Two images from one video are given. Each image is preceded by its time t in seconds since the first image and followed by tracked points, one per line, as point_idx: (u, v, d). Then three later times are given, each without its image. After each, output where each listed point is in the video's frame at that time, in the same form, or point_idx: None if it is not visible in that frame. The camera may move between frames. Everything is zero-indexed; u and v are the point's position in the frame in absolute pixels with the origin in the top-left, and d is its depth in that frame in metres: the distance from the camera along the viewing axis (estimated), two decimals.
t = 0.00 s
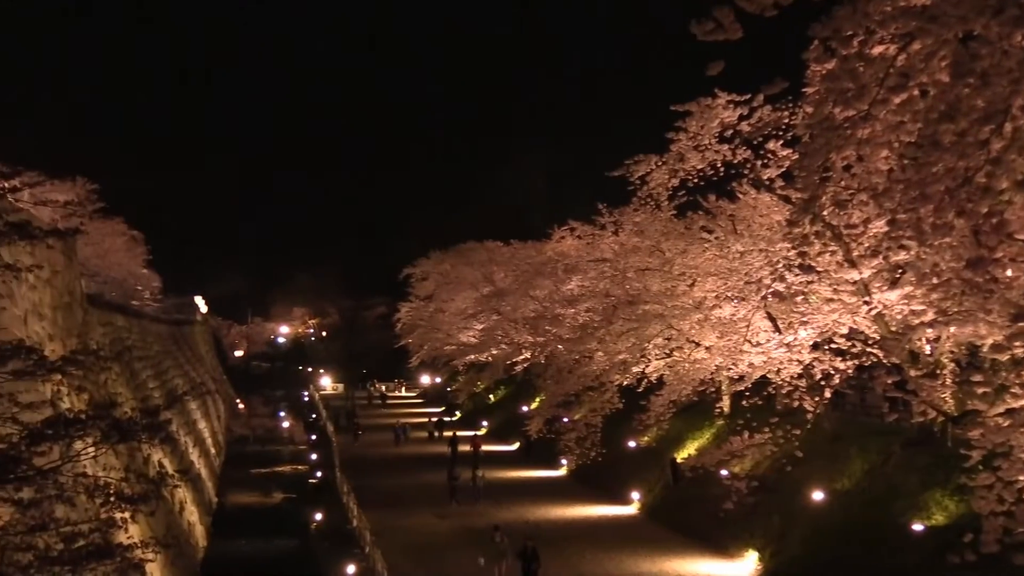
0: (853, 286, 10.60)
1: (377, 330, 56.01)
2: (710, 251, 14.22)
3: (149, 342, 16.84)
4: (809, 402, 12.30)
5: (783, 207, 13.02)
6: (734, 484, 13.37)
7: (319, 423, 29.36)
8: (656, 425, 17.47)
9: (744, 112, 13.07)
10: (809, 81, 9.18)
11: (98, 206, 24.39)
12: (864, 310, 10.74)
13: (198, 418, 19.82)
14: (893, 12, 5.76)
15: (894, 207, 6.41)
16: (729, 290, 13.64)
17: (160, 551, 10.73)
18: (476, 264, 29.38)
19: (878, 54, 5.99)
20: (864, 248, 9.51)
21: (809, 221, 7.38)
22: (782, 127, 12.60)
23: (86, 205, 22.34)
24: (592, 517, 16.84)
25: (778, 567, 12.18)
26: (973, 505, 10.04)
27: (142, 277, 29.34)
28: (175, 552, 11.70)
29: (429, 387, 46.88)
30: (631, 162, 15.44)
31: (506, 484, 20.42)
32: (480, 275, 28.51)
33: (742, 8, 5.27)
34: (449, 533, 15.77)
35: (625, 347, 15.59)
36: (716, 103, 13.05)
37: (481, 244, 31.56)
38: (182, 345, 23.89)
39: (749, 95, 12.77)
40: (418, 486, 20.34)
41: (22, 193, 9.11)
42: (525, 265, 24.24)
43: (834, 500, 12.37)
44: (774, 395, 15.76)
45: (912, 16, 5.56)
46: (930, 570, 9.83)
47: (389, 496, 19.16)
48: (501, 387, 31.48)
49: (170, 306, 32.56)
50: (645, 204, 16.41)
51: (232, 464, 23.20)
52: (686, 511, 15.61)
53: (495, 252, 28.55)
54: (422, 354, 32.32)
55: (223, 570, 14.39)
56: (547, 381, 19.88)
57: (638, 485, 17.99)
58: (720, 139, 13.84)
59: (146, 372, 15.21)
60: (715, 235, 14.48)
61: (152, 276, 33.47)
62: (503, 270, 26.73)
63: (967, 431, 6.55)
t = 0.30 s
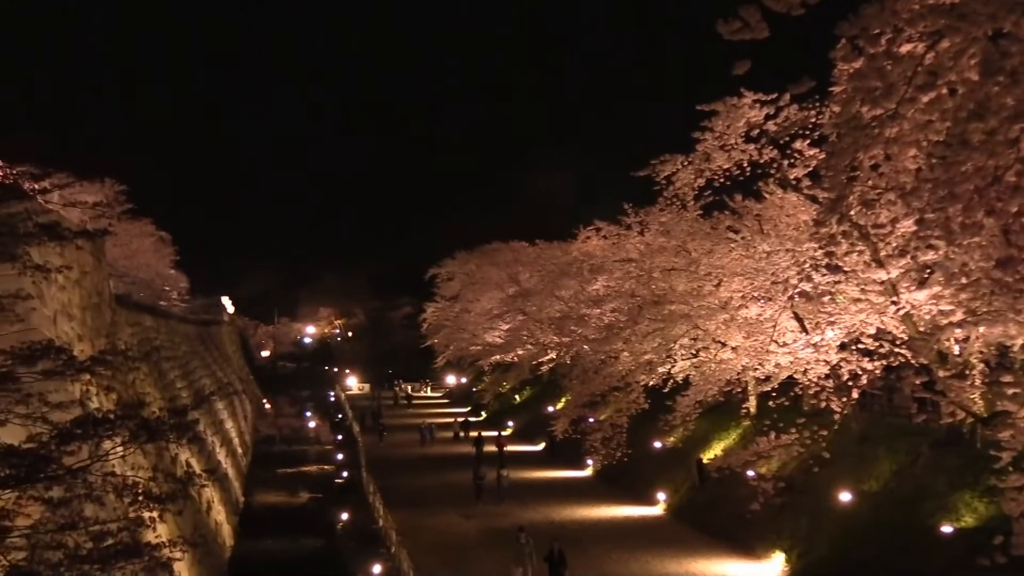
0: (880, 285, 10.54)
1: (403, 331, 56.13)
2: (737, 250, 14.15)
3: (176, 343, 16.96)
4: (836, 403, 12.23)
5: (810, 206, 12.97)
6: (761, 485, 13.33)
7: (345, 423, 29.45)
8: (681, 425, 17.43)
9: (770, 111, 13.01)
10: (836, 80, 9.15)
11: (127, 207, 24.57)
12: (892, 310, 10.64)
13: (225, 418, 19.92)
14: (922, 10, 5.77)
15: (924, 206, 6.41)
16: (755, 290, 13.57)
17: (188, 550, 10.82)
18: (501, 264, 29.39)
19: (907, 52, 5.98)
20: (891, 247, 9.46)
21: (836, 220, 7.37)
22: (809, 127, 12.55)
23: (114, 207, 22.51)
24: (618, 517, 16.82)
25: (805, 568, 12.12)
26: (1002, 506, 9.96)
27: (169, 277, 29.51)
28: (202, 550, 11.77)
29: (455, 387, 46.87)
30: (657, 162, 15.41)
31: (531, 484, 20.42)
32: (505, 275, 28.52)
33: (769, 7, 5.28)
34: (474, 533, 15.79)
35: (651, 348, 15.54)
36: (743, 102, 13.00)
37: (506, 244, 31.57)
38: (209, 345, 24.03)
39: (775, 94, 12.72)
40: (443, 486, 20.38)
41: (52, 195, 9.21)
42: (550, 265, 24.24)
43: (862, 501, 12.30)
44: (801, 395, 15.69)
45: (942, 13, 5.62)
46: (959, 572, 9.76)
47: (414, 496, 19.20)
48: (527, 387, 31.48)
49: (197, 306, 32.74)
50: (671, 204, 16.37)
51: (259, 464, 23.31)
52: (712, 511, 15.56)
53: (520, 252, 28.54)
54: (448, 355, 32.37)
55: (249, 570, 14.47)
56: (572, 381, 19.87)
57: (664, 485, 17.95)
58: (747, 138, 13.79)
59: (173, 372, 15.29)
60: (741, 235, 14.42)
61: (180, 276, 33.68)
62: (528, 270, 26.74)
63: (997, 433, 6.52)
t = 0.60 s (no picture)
0: (911, 285, 10.48)
1: (432, 331, 56.22)
2: (766, 250, 14.07)
3: (206, 342, 17.04)
4: (866, 403, 12.15)
5: (839, 205, 12.90)
6: (791, 486, 13.27)
7: (374, 423, 29.51)
8: (710, 425, 17.37)
9: (800, 110, 12.95)
10: (865, 79, 9.11)
11: (157, 208, 24.73)
12: (923, 310, 10.57)
13: (254, 417, 20.03)
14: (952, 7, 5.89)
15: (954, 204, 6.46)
16: (784, 289, 13.50)
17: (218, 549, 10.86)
18: (529, 264, 29.37)
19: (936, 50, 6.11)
20: (922, 246, 9.38)
21: (865, 220, 7.38)
22: (839, 126, 12.49)
23: (145, 208, 22.65)
24: (646, 518, 16.78)
25: (835, 569, 12.05)
26: None
27: (199, 277, 29.66)
28: (231, 548, 11.85)
29: (483, 386, 46.86)
30: (685, 162, 15.36)
31: (559, 484, 20.39)
32: (534, 275, 28.50)
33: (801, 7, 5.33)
34: (502, 533, 15.79)
35: (680, 348, 15.48)
36: (772, 101, 12.94)
37: (535, 244, 31.54)
38: (239, 345, 24.16)
39: (804, 92, 12.65)
40: (471, 486, 20.38)
41: (83, 196, 9.28)
42: (579, 265, 24.22)
43: (892, 503, 12.22)
44: (831, 396, 15.61)
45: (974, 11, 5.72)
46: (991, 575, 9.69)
47: (443, 496, 19.23)
48: (555, 387, 31.46)
49: (226, 306, 32.89)
50: (699, 203, 16.32)
51: (288, 463, 23.43)
52: (741, 512, 15.48)
53: (548, 252, 28.52)
54: (476, 354, 32.39)
55: (278, 569, 14.53)
56: (600, 381, 19.85)
57: (693, 485, 17.89)
58: (776, 137, 13.72)
59: (204, 372, 15.39)
60: (770, 234, 14.34)
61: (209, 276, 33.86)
62: (557, 270, 26.72)
63: None
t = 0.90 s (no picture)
0: (952, 284, 10.39)
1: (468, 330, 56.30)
2: (804, 249, 13.88)
3: (244, 342, 17.16)
4: (906, 403, 12.00)
5: (879, 204, 12.80)
6: (830, 487, 13.17)
7: (410, 422, 29.57)
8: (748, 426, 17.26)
9: (838, 108, 12.84)
10: (905, 77, 9.05)
11: (196, 208, 24.94)
12: (964, 310, 10.45)
13: (292, 416, 20.13)
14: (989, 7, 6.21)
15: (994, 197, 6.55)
16: (822, 289, 13.35)
17: (255, 548, 10.92)
18: (566, 264, 29.33)
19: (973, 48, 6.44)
20: (963, 245, 9.19)
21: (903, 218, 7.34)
22: (878, 124, 12.39)
23: (183, 209, 22.85)
24: (684, 518, 16.70)
25: (874, 572, 11.94)
26: None
27: (237, 279, 29.85)
28: (269, 548, 11.92)
29: (519, 386, 46.86)
30: (722, 161, 15.26)
31: (596, 484, 20.34)
32: (570, 275, 28.47)
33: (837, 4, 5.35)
34: (539, 533, 15.77)
35: (717, 347, 15.36)
36: (809, 99, 12.85)
37: (571, 243, 31.50)
38: (276, 345, 24.30)
39: (842, 90, 12.56)
40: (507, 486, 20.38)
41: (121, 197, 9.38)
42: (615, 265, 24.15)
43: (933, 504, 12.07)
44: (870, 395, 15.48)
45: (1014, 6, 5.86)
46: None
47: (480, 496, 19.24)
48: (592, 387, 31.41)
49: (264, 306, 33.10)
50: (737, 202, 16.24)
51: (325, 463, 23.54)
52: (779, 513, 15.38)
53: (585, 252, 28.48)
54: (513, 354, 32.38)
55: (316, 568, 14.59)
56: (637, 381, 19.79)
57: (731, 486, 17.79)
58: (813, 136, 13.61)
59: (241, 371, 15.49)
60: (808, 233, 14.17)
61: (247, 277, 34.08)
62: (593, 270, 26.67)
63: None
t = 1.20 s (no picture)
0: (991, 284, 10.29)
1: (502, 330, 56.32)
2: (839, 249, 13.71)
3: (280, 342, 17.27)
4: (944, 403, 11.88)
5: (916, 203, 12.71)
6: (867, 487, 13.08)
7: (445, 422, 29.63)
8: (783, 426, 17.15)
9: (874, 106, 12.76)
10: (942, 74, 9.04)
11: (233, 209, 25.16)
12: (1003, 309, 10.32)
13: (327, 416, 20.23)
14: None
15: None
16: (858, 288, 13.27)
17: (291, 547, 10.98)
18: (600, 264, 29.27)
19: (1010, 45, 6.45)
20: (1003, 243, 9.07)
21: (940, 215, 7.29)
22: (915, 122, 12.30)
23: (220, 211, 23.03)
24: (719, 519, 16.62)
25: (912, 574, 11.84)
26: None
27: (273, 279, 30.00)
28: (305, 546, 11.99)
29: (554, 386, 46.83)
30: (757, 160, 15.19)
31: (630, 485, 20.30)
32: (604, 275, 28.40)
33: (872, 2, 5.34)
34: (574, 534, 15.75)
35: (752, 348, 15.23)
36: (845, 97, 12.78)
37: (605, 243, 31.43)
38: (311, 345, 24.40)
39: (879, 88, 12.47)
40: (542, 486, 20.38)
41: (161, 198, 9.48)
42: (649, 265, 24.08)
43: (972, 506, 11.95)
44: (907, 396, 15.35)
45: None
46: None
47: (514, 496, 19.25)
48: (626, 387, 31.34)
49: (299, 307, 33.30)
50: (772, 201, 16.17)
51: (360, 462, 23.63)
52: (816, 515, 15.27)
53: (619, 252, 28.41)
54: (548, 354, 32.35)
55: (352, 567, 14.66)
56: (672, 381, 19.72)
57: (766, 487, 17.68)
58: (849, 135, 13.52)
59: (277, 371, 15.58)
60: (843, 232, 14.08)
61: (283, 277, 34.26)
62: (627, 269, 26.61)
63: None
